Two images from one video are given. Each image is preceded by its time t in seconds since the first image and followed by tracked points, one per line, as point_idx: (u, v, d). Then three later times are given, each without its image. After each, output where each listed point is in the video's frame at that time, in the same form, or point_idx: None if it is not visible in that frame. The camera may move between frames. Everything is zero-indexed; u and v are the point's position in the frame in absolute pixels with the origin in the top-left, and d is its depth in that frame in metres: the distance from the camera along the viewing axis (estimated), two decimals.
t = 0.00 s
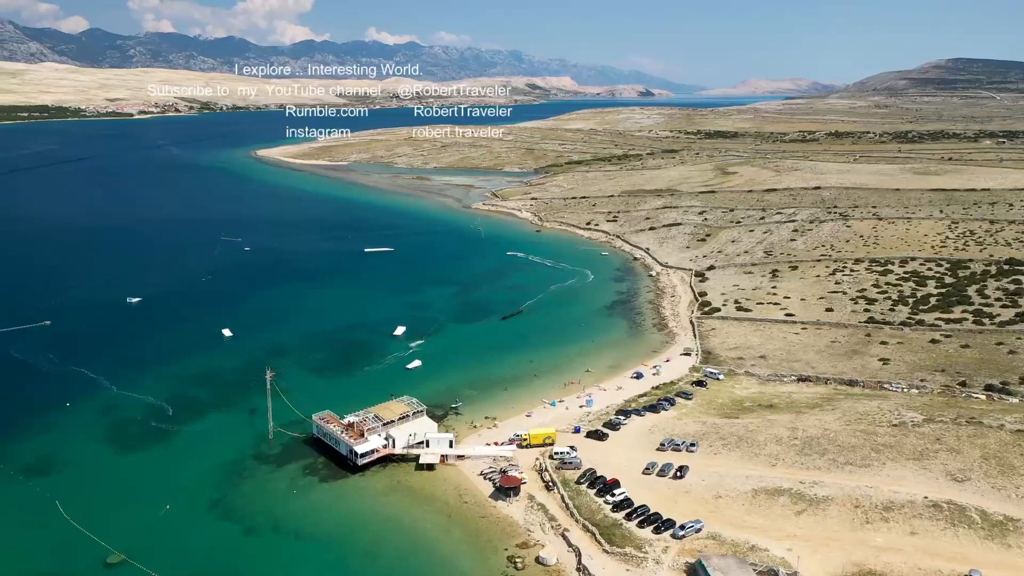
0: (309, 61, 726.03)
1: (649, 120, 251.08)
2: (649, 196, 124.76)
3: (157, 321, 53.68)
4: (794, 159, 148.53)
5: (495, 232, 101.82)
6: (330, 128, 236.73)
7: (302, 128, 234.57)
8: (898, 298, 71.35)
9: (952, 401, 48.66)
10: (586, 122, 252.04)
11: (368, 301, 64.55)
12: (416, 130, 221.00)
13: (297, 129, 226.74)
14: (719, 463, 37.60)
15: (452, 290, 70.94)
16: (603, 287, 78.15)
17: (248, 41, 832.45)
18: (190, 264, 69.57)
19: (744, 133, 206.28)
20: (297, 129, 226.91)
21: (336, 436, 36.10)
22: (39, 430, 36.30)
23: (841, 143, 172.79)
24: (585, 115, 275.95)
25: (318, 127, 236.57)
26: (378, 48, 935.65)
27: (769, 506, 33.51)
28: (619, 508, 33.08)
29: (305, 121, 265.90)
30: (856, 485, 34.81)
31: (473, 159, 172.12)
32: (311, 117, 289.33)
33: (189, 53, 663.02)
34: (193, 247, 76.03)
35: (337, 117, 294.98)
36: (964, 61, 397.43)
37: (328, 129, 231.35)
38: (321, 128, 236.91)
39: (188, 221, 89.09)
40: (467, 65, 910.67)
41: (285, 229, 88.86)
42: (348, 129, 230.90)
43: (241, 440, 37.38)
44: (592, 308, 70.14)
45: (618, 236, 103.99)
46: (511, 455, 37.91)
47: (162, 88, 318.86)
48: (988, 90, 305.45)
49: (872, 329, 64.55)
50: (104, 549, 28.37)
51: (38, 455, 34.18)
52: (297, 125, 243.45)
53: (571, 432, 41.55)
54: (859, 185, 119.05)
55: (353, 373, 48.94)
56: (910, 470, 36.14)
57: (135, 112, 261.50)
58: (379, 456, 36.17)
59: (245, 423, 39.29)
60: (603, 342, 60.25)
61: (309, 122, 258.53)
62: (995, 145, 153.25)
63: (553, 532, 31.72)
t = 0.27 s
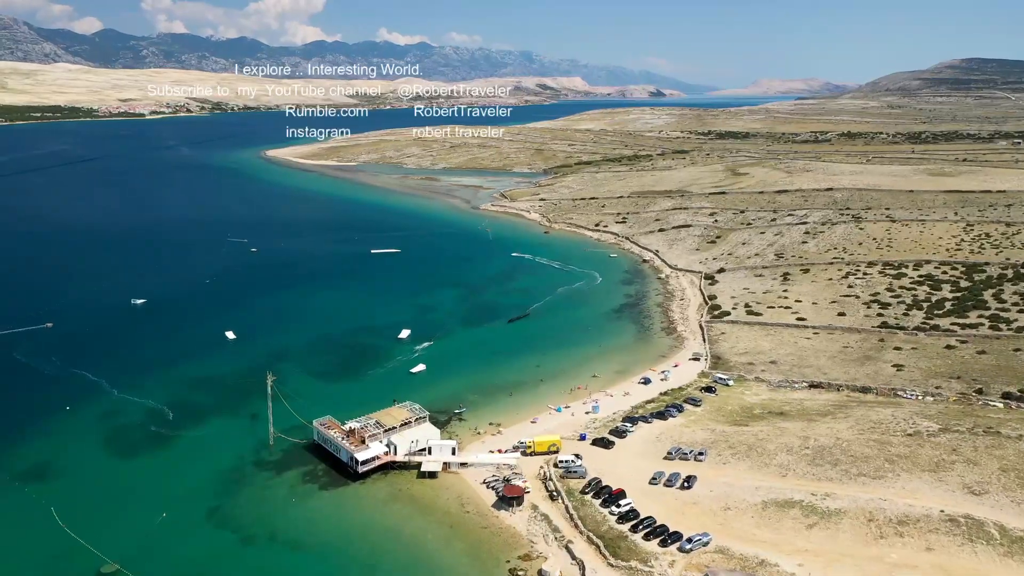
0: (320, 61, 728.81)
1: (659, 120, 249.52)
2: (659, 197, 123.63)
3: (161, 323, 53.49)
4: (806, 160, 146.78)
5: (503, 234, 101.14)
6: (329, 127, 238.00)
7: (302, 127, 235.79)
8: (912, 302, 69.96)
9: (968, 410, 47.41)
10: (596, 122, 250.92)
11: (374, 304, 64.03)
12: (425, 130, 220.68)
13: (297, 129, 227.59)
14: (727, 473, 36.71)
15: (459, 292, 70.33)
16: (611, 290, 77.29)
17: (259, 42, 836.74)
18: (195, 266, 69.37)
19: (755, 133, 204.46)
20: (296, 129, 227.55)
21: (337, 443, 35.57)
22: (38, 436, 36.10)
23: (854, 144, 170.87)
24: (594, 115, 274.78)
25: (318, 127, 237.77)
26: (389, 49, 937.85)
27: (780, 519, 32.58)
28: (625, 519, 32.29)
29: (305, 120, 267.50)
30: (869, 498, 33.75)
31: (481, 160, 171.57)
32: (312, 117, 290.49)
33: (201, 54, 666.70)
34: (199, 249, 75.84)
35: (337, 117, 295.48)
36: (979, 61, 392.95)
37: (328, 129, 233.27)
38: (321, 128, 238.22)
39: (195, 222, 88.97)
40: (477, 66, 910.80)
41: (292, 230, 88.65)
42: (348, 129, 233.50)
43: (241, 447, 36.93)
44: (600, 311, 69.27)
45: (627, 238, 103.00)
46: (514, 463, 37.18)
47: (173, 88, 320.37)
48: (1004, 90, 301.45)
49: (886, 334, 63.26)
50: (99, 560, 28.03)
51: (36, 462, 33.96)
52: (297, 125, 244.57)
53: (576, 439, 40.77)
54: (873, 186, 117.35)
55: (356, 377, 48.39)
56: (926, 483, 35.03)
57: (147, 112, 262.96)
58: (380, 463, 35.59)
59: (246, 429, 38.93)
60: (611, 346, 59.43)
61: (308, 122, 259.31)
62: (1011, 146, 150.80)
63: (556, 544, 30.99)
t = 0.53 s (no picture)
0: (330, 61, 731.09)
1: (669, 121, 248.04)
2: (669, 198, 122.45)
3: (165, 325, 53.19)
4: (818, 160, 145.08)
5: (511, 235, 100.40)
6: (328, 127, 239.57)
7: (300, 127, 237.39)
8: (926, 307, 68.54)
9: (984, 419, 46.11)
10: (606, 123, 249.69)
11: (380, 306, 63.51)
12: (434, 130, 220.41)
13: (297, 129, 229.23)
14: (736, 484, 35.80)
15: (465, 294, 69.65)
16: (619, 292, 76.41)
17: (270, 42, 840.32)
18: (201, 267, 69.12)
19: (766, 134, 202.64)
20: (296, 129, 228.91)
21: (337, 450, 34.99)
22: (36, 440, 35.80)
23: (866, 145, 168.85)
24: (604, 115, 273.56)
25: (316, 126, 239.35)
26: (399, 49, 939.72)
27: (790, 533, 31.65)
28: (630, 532, 31.45)
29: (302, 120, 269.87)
30: (883, 511, 32.74)
31: (490, 160, 170.96)
32: (311, 117, 292.13)
33: (213, 54, 670.51)
34: (205, 249, 75.60)
35: (337, 117, 296.59)
36: (994, 61, 388.42)
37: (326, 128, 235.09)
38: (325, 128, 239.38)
39: (202, 223, 88.80)
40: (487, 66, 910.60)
41: (299, 231, 88.31)
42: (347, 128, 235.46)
43: (240, 453, 36.48)
44: (608, 314, 68.41)
45: (636, 239, 101.99)
46: (517, 472, 36.43)
47: (185, 88, 321.94)
48: (1019, 91, 297.54)
49: (900, 340, 61.96)
50: (92, 570, 27.61)
51: (34, 467, 33.66)
52: (297, 125, 246.31)
53: (582, 446, 39.99)
54: (886, 187, 115.67)
55: (359, 380, 47.85)
56: (941, 495, 33.97)
57: (158, 112, 264.36)
58: (380, 471, 34.98)
59: (246, 434, 38.46)
60: (618, 351, 58.50)
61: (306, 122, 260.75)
62: None
63: (559, 557, 30.21)
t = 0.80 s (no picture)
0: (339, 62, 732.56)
1: (677, 121, 246.48)
2: (677, 199, 121.35)
3: (165, 328, 52.82)
4: (828, 161, 143.47)
5: (517, 237, 99.66)
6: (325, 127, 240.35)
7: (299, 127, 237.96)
8: (938, 311, 67.21)
9: (999, 427, 44.90)
10: (613, 123, 248.55)
11: (383, 309, 62.92)
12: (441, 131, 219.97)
13: (296, 129, 229.22)
14: (743, 495, 34.90)
15: (469, 297, 68.97)
16: (626, 295, 75.53)
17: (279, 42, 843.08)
18: (204, 268, 68.79)
19: (775, 134, 200.94)
20: (296, 129, 228.22)
21: (335, 458, 34.38)
22: (31, 446, 35.40)
23: (877, 145, 166.89)
24: (612, 116, 272.31)
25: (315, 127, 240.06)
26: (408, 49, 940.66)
27: (799, 547, 30.72)
28: (634, 544, 30.62)
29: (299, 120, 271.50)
30: (894, 525, 31.78)
31: (497, 161, 170.23)
32: (311, 117, 292.65)
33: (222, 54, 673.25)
34: (209, 251, 75.28)
35: (337, 117, 297.11)
36: (1006, 61, 384.44)
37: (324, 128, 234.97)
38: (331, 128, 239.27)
39: (207, 224, 88.53)
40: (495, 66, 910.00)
41: (304, 232, 87.92)
42: (344, 129, 236.69)
43: (237, 459, 35.94)
44: (613, 317, 67.56)
45: (644, 241, 101.01)
46: (519, 480, 35.66)
47: (193, 88, 322.90)
48: None
49: (911, 345, 60.72)
50: None
51: (28, 474, 33.27)
52: (297, 125, 246.65)
53: (585, 455, 39.17)
54: (897, 189, 114.09)
55: (361, 385, 47.25)
56: (955, 509, 32.94)
57: (167, 113, 265.22)
58: (379, 479, 34.33)
59: (244, 440, 37.91)
60: (624, 356, 57.60)
61: (305, 122, 261.17)
62: None
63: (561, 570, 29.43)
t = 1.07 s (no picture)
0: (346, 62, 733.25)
1: (684, 121, 245.01)
2: (683, 200, 120.30)
3: (165, 330, 52.38)
4: (836, 162, 141.99)
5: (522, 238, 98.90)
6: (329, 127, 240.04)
7: (299, 127, 237.93)
8: (949, 315, 65.99)
9: (1012, 436, 43.81)
10: (619, 123, 247.32)
11: (384, 311, 62.30)
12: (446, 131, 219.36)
13: (296, 129, 229.53)
14: (749, 506, 34.02)
15: (472, 299, 68.29)
16: (630, 298, 74.69)
17: (286, 42, 845.03)
18: (205, 270, 68.37)
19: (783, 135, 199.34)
20: (296, 129, 228.77)
21: (332, 465, 33.77)
22: (25, 452, 34.97)
23: (886, 146, 165.12)
24: (618, 116, 271.00)
25: (314, 127, 239.79)
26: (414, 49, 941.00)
27: (806, 562, 29.81)
28: (636, 557, 29.81)
29: (298, 120, 272.01)
30: (905, 539, 30.84)
31: (502, 161, 169.44)
32: (316, 117, 292.66)
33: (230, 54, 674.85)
34: (212, 252, 74.91)
35: (337, 117, 297.35)
36: (1016, 61, 380.99)
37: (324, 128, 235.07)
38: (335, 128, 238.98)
39: (209, 225, 88.15)
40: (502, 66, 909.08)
41: (307, 233, 87.42)
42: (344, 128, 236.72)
43: (233, 465, 35.41)
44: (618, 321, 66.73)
45: (649, 242, 100.07)
46: (519, 490, 34.92)
47: (200, 88, 323.30)
48: None
49: (921, 350, 59.58)
50: None
51: (21, 480, 32.86)
52: (297, 125, 247.19)
53: (587, 462, 38.38)
54: (906, 190, 112.65)
55: (360, 389, 46.62)
56: (968, 522, 31.94)
57: (173, 113, 265.57)
58: (376, 488, 33.70)
59: (240, 445, 37.38)
60: (628, 360, 56.71)
61: (304, 122, 261.17)
62: None
63: None
